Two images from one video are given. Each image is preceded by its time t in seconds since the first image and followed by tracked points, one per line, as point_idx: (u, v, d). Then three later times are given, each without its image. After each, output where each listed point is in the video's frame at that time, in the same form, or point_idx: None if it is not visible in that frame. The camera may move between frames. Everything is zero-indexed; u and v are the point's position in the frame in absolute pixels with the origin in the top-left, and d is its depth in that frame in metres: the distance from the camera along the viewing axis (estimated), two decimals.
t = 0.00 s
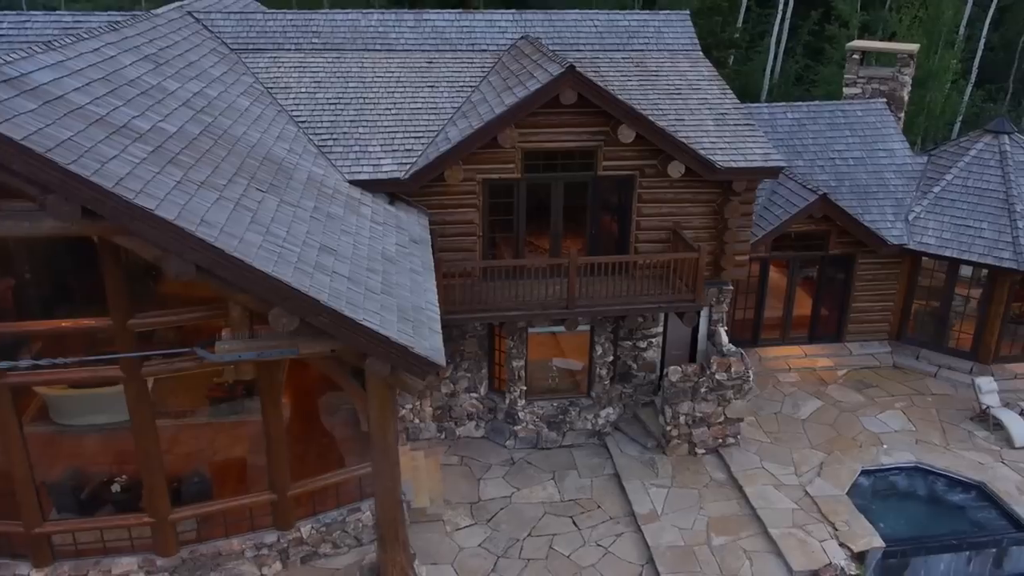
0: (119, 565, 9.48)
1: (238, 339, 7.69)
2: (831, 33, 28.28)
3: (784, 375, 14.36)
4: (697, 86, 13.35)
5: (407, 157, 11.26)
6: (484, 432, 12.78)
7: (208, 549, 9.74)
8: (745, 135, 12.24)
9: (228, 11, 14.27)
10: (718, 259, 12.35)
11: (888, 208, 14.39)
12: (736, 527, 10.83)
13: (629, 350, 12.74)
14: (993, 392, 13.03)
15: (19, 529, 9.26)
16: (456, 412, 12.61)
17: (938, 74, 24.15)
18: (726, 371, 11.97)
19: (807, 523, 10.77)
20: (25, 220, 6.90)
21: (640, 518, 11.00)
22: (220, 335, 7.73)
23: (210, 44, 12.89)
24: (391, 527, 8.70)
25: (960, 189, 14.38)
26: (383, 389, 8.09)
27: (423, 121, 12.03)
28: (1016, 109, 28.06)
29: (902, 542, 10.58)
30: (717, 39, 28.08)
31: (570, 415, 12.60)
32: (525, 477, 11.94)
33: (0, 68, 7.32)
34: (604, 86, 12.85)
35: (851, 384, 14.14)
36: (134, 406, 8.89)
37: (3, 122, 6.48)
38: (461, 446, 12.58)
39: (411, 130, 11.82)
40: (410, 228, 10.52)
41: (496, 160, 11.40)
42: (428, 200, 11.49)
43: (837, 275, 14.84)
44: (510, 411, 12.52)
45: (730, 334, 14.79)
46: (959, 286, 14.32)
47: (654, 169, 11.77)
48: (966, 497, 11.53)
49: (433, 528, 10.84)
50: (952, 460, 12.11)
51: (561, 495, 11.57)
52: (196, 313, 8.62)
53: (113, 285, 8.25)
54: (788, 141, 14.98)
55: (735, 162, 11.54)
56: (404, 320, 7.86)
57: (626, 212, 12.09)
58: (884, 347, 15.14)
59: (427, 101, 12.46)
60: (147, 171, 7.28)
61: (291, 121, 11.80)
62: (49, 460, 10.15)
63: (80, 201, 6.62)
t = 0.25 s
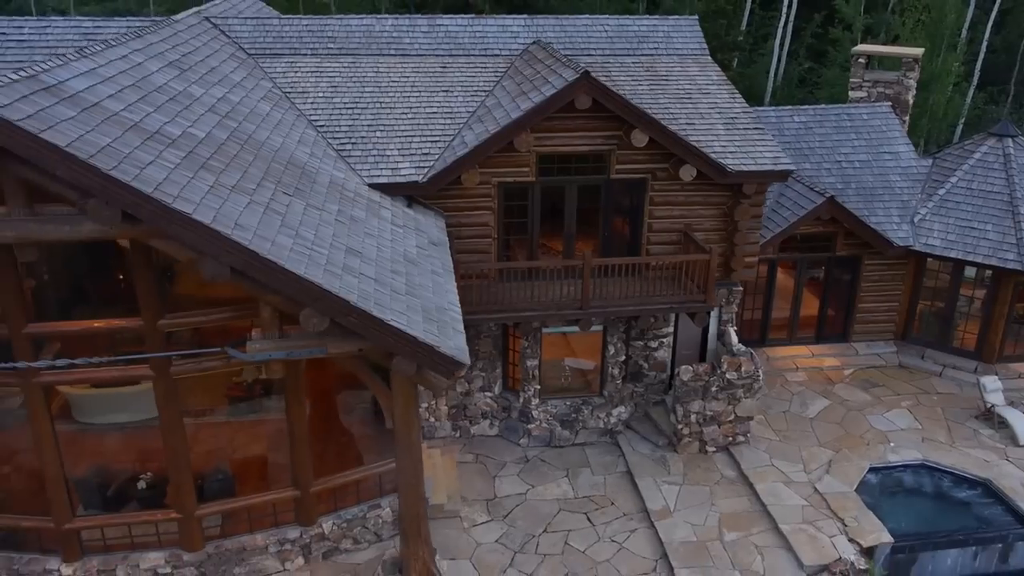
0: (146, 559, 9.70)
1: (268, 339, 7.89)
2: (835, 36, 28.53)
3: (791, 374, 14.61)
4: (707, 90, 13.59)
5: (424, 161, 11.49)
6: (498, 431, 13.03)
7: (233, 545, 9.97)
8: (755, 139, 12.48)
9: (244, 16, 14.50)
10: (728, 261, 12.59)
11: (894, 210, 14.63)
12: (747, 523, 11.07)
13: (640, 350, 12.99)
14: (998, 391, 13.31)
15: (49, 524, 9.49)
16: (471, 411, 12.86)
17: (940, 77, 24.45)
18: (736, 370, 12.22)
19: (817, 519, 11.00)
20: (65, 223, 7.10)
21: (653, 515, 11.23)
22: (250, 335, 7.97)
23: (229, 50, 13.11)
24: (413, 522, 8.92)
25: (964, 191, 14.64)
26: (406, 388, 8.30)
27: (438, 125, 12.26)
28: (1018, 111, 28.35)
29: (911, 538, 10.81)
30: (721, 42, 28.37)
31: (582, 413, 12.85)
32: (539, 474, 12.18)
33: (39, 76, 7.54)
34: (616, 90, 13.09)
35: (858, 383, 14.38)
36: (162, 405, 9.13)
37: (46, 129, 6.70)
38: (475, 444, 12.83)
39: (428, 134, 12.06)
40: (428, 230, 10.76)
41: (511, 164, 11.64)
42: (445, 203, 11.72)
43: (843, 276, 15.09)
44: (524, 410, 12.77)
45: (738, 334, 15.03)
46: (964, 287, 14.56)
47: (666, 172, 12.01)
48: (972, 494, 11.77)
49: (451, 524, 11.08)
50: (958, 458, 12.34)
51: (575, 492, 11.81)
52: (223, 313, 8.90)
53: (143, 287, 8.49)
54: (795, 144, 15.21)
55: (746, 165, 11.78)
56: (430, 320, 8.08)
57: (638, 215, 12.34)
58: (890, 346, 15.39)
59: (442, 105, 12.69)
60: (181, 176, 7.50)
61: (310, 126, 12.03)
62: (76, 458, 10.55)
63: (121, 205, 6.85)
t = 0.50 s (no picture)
0: (173, 554, 9.93)
1: (297, 338, 8.11)
2: (837, 39, 28.82)
3: (798, 374, 14.87)
4: (716, 94, 13.83)
5: (441, 165, 11.73)
6: (511, 429, 13.27)
7: (257, 540, 10.21)
8: (764, 143, 12.72)
9: (260, 22, 14.74)
10: (738, 262, 12.84)
11: (899, 212, 14.88)
12: (758, 519, 11.31)
13: (651, 349, 13.22)
14: (1002, 390, 13.63)
15: (79, 520, 9.73)
16: (485, 409, 13.10)
17: (942, 80, 24.75)
18: (746, 369, 12.47)
19: (826, 515, 11.24)
20: (103, 227, 7.33)
21: (665, 511, 11.47)
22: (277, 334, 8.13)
23: (247, 55, 13.35)
24: (435, 516, 9.17)
25: (969, 193, 14.89)
26: (431, 387, 8.53)
27: (454, 129, 12.50)
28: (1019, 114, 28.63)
29: (918, 533, 11.05)
30: (725, 45, 28.68)
31: (595, 411, 13.12)
32: (553, 471, 12.42)
33: (75, 83, 7.76)
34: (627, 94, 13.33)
35: (864, 382, 14.64)
36: (190, 403, 9.36)
37: (88, 136, 6.93)
38: (490, 442, 13.08)
39: (444, 138, 12.30)
40: (446, 232, 10.99)
41: (526, 167, 11.88)
42: (461, 205, 11.96)
43: (850, 277, 15.34)
44: (537, 408, 13.02)
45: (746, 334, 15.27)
46: (968, 288, 14.82)
47: (677, 175, 12.25)
48: (977, 491, 12.01)
49: (468, 520, 11.33)
50: (964, 455, 12.58)
51: (589, 489, 12.05)
52: (251, 313, 9.07)
53: (173, 289, 8.73)
54: (802, 147, 15.46)
55: (756, 168, 12.02)
56: (454, 320, 8.32)
57: (650, 217, 12.59)
58: (896, 346, 15.65)
59: (457, 110, 12.93)
60: (214, 181, 7.73)
61: (328, 130, 12.27)
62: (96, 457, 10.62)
63: (159, 209, 7.08)
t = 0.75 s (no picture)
0: (199, 548, 10.19)
1: (325, 338, 8.36)
2: (840, 42, 29.10)
3: (806, 373, 15.12)
4: (725, 98, 14.07)
5: (457, 168, 11.98)
6: (524, 427, 13.52)
7: (280, 535, 10.46)
8: (772, 146, 12.97)
9: (276, 27, 14.99)
10: (747, 263, 13.09)
11: (904, 214, 15.15)
12: (768, 514, 11.55)
13: (661, 349, 13.48)
14: (1006, 388, 13.79)
15: (108, 515, 10.00)
16: (499, 408, 13.35)
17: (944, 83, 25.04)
18: (755, 368, 12.73)
19: (835, 511, 11.49)
20: (141, 229, 7.59)
21: (677, 507, 11.72)
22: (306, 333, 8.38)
23: (265, 60, 13.60)
24: (456, 511, 9.41)
25: (973, 196, 15.14)
26: (454, 383, 8.79)
27: (469, 133, 12.76)
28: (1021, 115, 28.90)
29: (926, 528, 11.30)
30: (729, 48, 28.97)
31: (607, 410, 13.38)
32: (567, 468, 12.67)
33: (111, 91, 8.00)
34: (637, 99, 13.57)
35: (870, 381, 14.90)
36: (216, 401, 9.61)
37: (127, 142, 7.19)
38: (503, 440, 13.33)
39: (459, 142, 12.55)
40: (463, 234, 11.24)
41: (540, 170, 12.13)
42: (476, 208, 12.21)
43: (856, 278, 15.60)
44: (551, 407, 13.27)
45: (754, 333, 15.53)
46: (972, 288, 15.07)
47: (688, 178, 12.50)
48: (982, 487, 12.26)
49: (485, 516, 11.59)
50: (969, 452, 12.83)
51: (601, 485, 12.29)
52: (275, 312, 9.41)
53: (202, 290, 8.99)
54: (808, 150, 15.71)
55: (765, 172, 12.28)
56: (477, 320, 8.57)
57: (661, 219, 12.85)
58: (901, 346, 15.92)
59: (471, 114, 13.19)
60: (246, 185, 7.98)
61: (346, 134, 12.52)
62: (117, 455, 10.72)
63: (196, 213, 7.34)
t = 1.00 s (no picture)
0: (224, 542, 10.46)
1: (351, 337, 8.61)
2: (843, 45, 29.39)
3: (812, 372, 15.38)
4: (733, 102, 14.33)
5: (473, 171, 12.24)
6: (537, 425, 13.79)
7: (302, 529, 10.72)
8: (780, 149, 13.24)
9: (292, 32, 15.24)
10: (756, 264, 13.37)
11: (909, 216, 15.42)
12: (778, 510, 11.81)
13: (672, 348, 13.74)
14: (1009, 386, 14.03)
15: (135, 510, 10.26)
16: (512, 406, 13.60)
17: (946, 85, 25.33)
18: (764, 367, 13.01)
19: (843, 506, 11.75)
20: (176, 232, 7.84)
21: (689, 502, 11.97)
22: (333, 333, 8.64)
23: (282, 65, 13.86)
24: (476, 505, 9.67)
25: (976, 198, 15.44)
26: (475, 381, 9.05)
27: (483, 137, 13.03)
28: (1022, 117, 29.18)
29: (932, 523, 11.56)
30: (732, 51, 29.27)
31: (618, 408, 13.64)
32: (579, 465, 12.93)
33: (145, 97, 8.25)
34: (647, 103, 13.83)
35: (876, 380, 15.16)
36: (241, 399, 9.87)
37: (165, 148, 7.44)
38: (517, 438, 13.58)
39: (474, 145, 12.82)
40: (479, 236, 11.51)
41: (554, 173, 12.39)
42: (491, 210, 12.46)
43: (861, 278, 15.87)
44: (563, 405, 13.53)
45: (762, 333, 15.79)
46: (976, 288, 15.34)
47: (698, 181, 12.76)
48: (987, 483, 12.52)
49: (500, 511, 11.85)
50: (973, 449, 13.09)
51: (614, 482, 12.55)
52: (299, 313, 9.66)
53: (229, 291, 9.25)
54: (814, 153, 15.97)
55: (774, 174, 12.55)
56: (498, 320, 8.83)
57: (671, 221, 13.11)
58: (906, 345, 16.19)
59: (485, 118, 13.45)
60: (276, 189, 8.23)
61: (363, 138, 12.78)
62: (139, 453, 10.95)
63: (230, 216, 7.59)
